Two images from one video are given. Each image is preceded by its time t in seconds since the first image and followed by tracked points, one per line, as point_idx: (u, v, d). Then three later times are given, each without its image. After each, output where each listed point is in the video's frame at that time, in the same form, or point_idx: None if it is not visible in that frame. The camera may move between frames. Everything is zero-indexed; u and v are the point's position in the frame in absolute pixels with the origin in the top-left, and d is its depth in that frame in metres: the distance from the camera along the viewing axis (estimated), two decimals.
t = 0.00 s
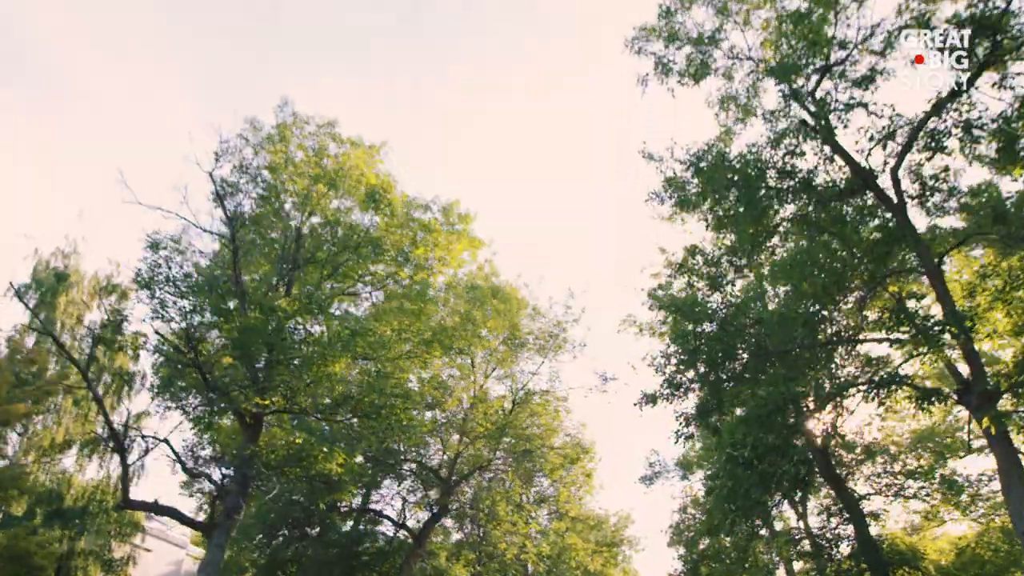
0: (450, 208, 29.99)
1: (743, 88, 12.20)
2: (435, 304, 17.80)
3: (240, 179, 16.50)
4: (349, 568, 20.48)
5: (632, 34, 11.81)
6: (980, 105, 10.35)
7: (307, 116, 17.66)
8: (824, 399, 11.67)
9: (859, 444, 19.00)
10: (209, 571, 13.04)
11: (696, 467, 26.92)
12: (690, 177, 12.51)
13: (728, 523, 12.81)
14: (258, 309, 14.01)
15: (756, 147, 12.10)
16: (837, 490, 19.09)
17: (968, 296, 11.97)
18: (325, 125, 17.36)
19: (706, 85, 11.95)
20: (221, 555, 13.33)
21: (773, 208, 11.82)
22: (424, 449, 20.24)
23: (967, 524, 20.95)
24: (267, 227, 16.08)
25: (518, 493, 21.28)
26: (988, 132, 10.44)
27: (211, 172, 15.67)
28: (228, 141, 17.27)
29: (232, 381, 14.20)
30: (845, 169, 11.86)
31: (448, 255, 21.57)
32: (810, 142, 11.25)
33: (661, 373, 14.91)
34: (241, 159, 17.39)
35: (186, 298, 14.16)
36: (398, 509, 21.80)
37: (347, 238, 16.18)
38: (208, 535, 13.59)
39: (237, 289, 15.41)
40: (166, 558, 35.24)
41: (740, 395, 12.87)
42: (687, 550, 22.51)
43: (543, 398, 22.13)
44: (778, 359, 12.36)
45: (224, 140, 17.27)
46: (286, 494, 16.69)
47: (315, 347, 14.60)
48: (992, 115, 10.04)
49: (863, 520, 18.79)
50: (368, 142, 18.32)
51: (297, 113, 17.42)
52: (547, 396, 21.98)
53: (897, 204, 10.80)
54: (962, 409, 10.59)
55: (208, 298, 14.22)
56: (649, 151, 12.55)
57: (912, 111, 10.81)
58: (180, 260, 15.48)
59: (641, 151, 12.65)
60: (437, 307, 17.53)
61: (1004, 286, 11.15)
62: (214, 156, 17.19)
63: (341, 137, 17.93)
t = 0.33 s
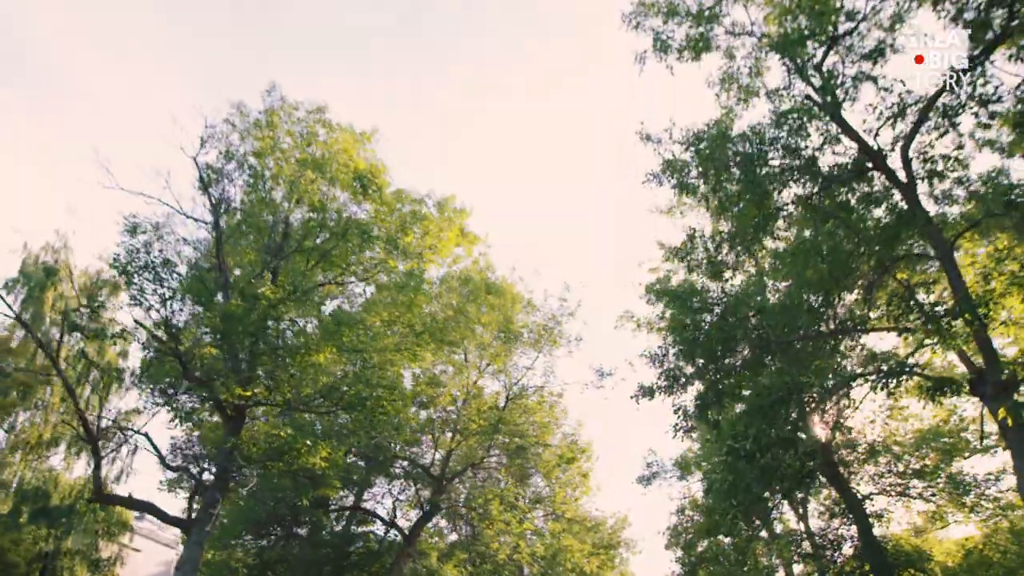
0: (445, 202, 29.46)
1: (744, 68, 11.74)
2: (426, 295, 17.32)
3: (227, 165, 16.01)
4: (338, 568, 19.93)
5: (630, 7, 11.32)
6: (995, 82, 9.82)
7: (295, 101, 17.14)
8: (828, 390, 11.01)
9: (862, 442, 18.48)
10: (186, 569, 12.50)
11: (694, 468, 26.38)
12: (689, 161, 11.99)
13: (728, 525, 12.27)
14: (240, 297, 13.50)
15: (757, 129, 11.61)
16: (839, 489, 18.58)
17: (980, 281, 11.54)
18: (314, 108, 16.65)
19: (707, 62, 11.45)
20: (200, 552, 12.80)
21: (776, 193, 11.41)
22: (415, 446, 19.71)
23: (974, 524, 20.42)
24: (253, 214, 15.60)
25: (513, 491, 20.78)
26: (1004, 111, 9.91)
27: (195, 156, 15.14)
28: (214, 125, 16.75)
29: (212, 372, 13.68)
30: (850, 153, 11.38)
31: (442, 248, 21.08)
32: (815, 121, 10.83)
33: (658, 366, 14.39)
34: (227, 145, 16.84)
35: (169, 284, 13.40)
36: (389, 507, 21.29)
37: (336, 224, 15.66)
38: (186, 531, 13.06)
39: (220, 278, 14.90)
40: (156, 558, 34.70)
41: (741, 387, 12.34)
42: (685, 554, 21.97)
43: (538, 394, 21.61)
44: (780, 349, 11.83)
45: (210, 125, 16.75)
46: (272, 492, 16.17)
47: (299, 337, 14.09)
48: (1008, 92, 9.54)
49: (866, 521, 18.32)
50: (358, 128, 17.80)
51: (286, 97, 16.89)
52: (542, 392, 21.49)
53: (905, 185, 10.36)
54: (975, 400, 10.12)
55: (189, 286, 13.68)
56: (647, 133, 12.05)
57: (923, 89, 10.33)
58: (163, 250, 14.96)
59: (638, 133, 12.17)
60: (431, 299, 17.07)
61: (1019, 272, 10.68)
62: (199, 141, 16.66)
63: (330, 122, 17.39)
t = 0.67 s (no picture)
0: (441, 199, 28.95)
1: (746, 48, 11.31)
2: (419, 289, 16.83)
3: (213, 151, 15.53)
4: (328, 571, 19.33)
5: None
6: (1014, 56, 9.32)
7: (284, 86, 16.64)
8: (836, 380, 10.46)
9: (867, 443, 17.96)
10: (161, 569, 11.93)
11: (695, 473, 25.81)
12: (689, 145, 11.51)
13: (730, 527, 11.71)
14: (222, 286, 12.97)
15: (760, 110, 11.16)
16: (844, 491, 18.04)
17: (995, 270, 11.05)
18: (304, 95, 16.16)
19: (708, 38, 11.00)
20: (177, 551, 12.25)
21: (778, 177, 11.02)
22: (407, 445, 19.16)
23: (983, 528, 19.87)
24: (240, 202, 15.12)
25: (508, 494, 20.23)
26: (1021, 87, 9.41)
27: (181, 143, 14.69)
28: (201, 113, 16.24)
29: (194, 364, 13.16)
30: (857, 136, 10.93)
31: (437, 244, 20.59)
32: (821, 101, 10.38)
33: (658, 361, 13.83)
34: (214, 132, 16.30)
35: (149, 271, 12.84)
36: (380, 509, 20.73)
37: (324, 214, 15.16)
38: (163, 530, 12.50)
39: (205, 270, 14.35)
40: (144, 562, 34.03)
41: (744, 381, 11.80)
42: (685, 559, 21.38)
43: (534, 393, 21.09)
44: (784, 341, 11.33)
45: (196, 112, 16.22)
46: (258, 492, 15.59)
47: (283, 328, 13.59)
48: None
49: (871, 524, 17.77)
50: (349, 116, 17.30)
51: (275, 84, 16.42)
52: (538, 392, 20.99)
53: (917, 167, 9.91)
54: (991, 393, 9.59)
55: (169, 275, 13.14)
56: (646, 115, 11.56)
57: (936, 66, 9.84)
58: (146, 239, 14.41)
59: (637, 114, 11.68)
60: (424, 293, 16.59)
61: None
62: (185, 129, 16.16)
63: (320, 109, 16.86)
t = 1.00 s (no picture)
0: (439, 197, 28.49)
1: (750, 25, 10.82)
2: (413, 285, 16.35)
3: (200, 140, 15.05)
4: None
5: None
6: None
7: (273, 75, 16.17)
8: (846, 372, 9.91)
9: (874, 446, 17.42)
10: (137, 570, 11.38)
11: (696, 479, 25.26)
12: (691, 130, 11.04)
13: (732, 530, 11.18)
14: (204, 276, 12.47)
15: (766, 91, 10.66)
16: (851, 496, 17.51)
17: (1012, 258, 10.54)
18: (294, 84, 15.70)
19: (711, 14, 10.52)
20: (154, 552, 11.69)
21: (784, 160, 10.50)
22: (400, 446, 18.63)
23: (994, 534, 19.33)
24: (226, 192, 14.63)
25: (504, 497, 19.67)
26: None
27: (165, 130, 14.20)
28: (188, 102, 15.76)
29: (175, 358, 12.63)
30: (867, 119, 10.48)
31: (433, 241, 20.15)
32: (830, 79, 9.88)
33: (658, 357, 13.31)
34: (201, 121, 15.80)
35: (128, 260, 12.35)
36: (372, 513, 20.18)
37: (311, 206, 14.65)
38: (140, 530, 11.94)
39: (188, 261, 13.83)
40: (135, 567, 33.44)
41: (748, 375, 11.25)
42: (686, 567, 20.79)
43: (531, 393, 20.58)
44: (791, 333, 10.79)
45: (183, 101, 15.75)
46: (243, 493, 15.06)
47: (268, 321, 13.08)
48: None
49: (879, 530, 17.19)
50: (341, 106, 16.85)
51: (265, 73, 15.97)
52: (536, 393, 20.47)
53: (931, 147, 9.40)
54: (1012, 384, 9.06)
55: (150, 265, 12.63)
56: (647, 97, 11.06)
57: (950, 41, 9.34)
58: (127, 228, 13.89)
59: (637, 97, 11.17)
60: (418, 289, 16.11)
61: None
62: (171, 118, 15.67)
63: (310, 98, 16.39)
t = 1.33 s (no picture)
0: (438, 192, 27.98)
1: None
2: (408, 276, 15.96)
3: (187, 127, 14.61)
4: None
5: None
6: None
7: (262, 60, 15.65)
8: (860, 360, 9.39)
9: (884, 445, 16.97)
10: (116, 569, 10.93)
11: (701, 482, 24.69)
12: (696, 109, 10.52)
13: (738, 529, 10.67)
14: (189, 265, 11.98)
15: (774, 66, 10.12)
16: (860, 496, 17.11)
17: None
18: (287, 71, 15.25)
19: None
20: (133, 552, 11.23)
21: (793, 139, 10.04)
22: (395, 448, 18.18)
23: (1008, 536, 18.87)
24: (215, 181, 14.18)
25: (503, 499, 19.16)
26: None
27: (152, 116, 13.78)
28: (176, 88, 15.27)
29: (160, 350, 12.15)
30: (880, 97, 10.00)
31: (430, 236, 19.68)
32: (841, 54, 9.42)
33: (661, 350, 12.87)
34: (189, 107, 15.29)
35: (110, 247, 11.88)
36: (367, 515, 19.82)
37: (303, 195, 14.19)
38: (119, 529, 11.50)
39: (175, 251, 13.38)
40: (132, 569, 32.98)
41: (754, 366, 10.75)
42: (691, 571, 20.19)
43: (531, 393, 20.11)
44: (801, 321, 10.25)
45: (171, 88, 15.25)
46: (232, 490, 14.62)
47: (254, 311, 12.58)
48: None
49: (891, 533, 16.87)
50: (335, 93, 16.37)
51: (256, 59, 15.48)
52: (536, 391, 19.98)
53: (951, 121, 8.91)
54: None
55: (134, 255, 12.17)
56: (649, 74, 10.54)
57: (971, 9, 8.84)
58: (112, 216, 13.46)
59: (639, 73, 10.65)
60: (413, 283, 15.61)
61: None
62: (160, 104, 15.20)
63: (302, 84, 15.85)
